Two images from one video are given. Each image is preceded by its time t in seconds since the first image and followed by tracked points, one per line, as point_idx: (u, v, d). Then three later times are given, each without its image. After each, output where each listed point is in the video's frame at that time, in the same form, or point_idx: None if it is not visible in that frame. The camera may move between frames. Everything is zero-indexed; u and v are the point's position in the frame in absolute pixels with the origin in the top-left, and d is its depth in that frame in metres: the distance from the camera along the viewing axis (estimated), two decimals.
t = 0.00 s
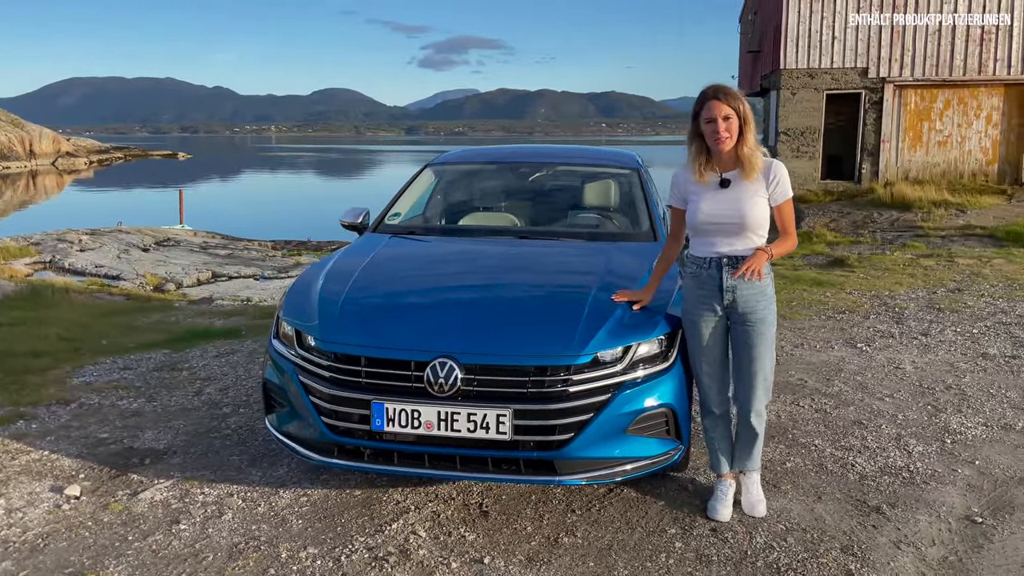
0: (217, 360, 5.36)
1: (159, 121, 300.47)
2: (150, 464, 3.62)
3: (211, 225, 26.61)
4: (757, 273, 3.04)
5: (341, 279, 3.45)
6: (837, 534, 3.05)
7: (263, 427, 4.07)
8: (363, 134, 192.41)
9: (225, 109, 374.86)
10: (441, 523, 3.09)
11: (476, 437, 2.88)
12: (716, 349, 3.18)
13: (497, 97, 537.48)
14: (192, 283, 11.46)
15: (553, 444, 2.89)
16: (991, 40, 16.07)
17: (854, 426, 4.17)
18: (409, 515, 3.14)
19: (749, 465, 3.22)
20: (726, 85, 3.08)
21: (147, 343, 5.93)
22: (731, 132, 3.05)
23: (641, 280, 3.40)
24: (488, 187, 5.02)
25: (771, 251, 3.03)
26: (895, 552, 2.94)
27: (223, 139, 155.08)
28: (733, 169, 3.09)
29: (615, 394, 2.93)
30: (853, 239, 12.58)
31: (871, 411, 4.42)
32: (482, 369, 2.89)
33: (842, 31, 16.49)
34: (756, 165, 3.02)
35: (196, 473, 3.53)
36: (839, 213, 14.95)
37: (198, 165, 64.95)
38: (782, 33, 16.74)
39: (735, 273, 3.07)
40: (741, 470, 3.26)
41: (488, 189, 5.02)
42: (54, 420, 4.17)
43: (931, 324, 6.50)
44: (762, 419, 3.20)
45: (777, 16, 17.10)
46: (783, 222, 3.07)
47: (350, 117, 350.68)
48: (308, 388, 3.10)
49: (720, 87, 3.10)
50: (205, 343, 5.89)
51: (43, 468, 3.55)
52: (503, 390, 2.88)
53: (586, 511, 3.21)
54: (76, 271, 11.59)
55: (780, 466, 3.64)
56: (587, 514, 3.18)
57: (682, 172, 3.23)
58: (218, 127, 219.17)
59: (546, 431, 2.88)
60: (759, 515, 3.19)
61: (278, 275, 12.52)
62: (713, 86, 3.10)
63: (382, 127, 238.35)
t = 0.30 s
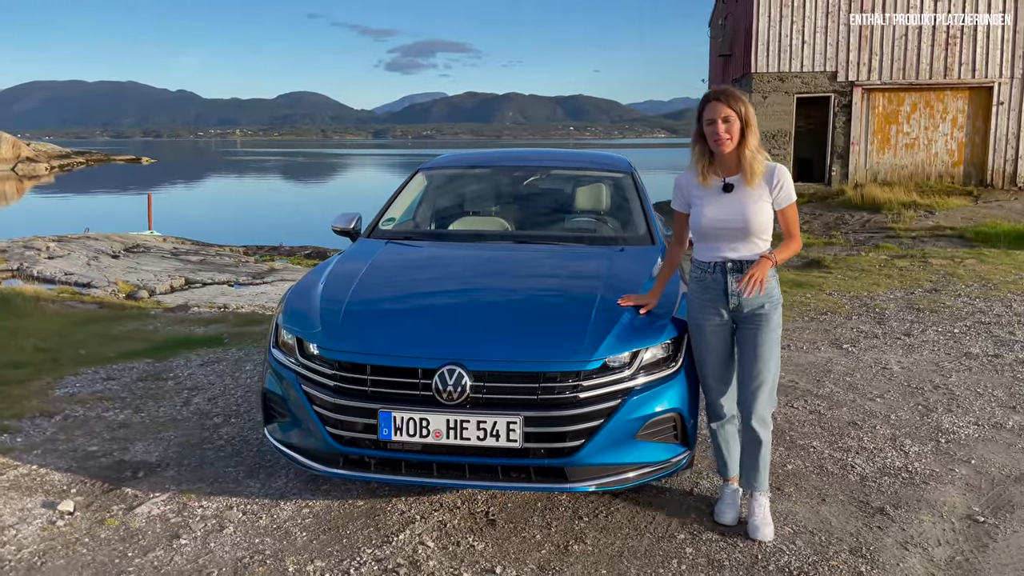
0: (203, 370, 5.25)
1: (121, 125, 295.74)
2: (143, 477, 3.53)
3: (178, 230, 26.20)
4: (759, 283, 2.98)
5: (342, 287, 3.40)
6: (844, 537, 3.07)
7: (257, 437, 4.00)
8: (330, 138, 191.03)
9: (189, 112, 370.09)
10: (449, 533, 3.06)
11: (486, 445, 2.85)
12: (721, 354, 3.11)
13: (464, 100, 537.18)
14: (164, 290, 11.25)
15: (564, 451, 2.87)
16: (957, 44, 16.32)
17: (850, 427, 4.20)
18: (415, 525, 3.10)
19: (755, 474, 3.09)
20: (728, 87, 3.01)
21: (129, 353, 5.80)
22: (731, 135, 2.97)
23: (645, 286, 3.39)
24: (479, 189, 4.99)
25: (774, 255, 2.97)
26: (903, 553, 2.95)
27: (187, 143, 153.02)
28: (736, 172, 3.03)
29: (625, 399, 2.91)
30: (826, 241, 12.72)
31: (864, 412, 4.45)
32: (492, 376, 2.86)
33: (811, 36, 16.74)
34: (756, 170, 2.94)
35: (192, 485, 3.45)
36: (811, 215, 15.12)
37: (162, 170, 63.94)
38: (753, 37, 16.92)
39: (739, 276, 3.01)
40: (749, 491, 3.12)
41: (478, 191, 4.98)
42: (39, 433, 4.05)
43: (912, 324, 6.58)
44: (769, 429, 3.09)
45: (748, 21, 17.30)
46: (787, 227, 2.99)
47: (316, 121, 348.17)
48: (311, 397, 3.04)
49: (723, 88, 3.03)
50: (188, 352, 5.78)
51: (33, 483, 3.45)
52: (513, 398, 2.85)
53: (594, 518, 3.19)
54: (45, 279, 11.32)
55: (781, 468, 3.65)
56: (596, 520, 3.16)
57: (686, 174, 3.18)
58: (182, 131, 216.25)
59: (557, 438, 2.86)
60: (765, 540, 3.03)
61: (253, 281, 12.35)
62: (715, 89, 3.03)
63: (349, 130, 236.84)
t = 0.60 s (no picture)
0: (189, 381, 5.15)
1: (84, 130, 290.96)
2: (137, 494, 3.45)
3: (147, 237, 25.77)
4: (760, 290, 2.88)
5: (342, 296, 3.35)
6: (851, 542, 3.08)
7: (252, 450, 3.93)
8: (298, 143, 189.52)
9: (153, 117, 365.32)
10: (457, 546, 3.02)
11: (495, 457, 2.81)
12: (725, 361, 3.04)
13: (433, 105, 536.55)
14: (138, 298, 11.05)
15: (574, 461, 2.84)
16: (924, 50, 16.59)
17: (845, 431, 4.23)
18: (422, 539, 3.05)
19: (750, 488, 2.98)
20: (730, 97, 2.84)
21: (110, 364, 5.67)
22: (729, 150, 2.86)
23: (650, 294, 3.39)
24: (468, 196, 4.96)
25: (778, 266, 2.87)
26: (909, 558, 2.97)
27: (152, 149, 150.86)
28: (742, 180, 2.91)
29: (634, 408, 2.90)
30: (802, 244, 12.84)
31: (857, 416, 4.48)
32: (501, 387, 2.82)
33: (783, 42, 16.94)
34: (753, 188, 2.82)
35: (189, 501, 3.37)
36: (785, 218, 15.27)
37: (127, 176, 62.88)
38: (726, 43, 17.07)
39: (741, 283, 2.92)
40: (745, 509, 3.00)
41: (471, 198, 4.94)
42: (24, 450, 3.95)
43: (895, 327, 6.66)
44: (768, 442, 2.97)
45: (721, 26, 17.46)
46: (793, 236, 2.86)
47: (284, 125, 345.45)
48: (315, 410, 2.99)
49: (728, 95, 2.86)
50: (172, 362, 5.67)
51: (22, 501, 3.35)
52: (523, 408, 2.82)
53: (601, 528, 3.17)
54: (14, 289, 11.05)
55: (782, 474, 3.66)
56: (604, 530, 3.13)
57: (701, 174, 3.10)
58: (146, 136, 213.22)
59: (567, 449, 2.83)
60: (750, 562, 2.91)
61: (228, 289, 12.19)
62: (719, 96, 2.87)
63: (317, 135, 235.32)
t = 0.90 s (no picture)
0: (178, 389, 5.09)
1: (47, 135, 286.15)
2: (136, 502, 3.42)
3: (117, 244, 25.40)
4: (756, 302, 2.88)
5: (343, 301, 3.35)
6: (852, 540, 3.13)
7: (248, 458, 3.90)
8: (267, 148, 187.91)
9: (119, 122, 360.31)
10: (463, 549, 3.02)
11: (504, 460, 2.82)
12: (725, 365, 3.06)
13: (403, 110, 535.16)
14: (115, 306, 10.91)
15: (582, 463, 2.86)
16: (893, 55, 16.90)
17: (836, 430, 4.29)
18: (429, 543, 3.05)
19: (748, 493, 3.01)
20: (734, 104, 2.86)
21: (94, 372, 5.60)
22: (730, 158, 2.88)
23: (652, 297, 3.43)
24: (458, 200, 4.97)
25: (777, 275, 2.87)
26: (909, 554, 3.02)
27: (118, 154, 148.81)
28: (744, 186, 2.93)
29: (640, 410, 2.92)
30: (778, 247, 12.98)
31: (846, 415, 4.56)
32: (509, 391, 2.83)
33: (756, 47, 17.14)
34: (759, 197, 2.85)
35: (188, 509, 3.34)
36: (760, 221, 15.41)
37: (92, 182, 61.89)
38: (700, 48, 17.24)
39: (741, 288, 2.94)
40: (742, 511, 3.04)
41: (465, 202, 4.95)
42: (15, 459, 3.88)
43: (876, 327, 6.77)
44: (765, 447, 3.00)
45: (694, 32, 17.64)
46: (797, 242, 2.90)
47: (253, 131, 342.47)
48: (321, 415, 2.98)
49: (733, 103, 2.88)
50: (159, 370, 5.60)
51: (18, 512, 3.30)
52: (531, 411, 2.83)
53: (605, 529, 3.18)
54: None
55: (779, 473, 3.71)
56: (608, 531, 3.15)
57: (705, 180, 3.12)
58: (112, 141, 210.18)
59: (575, 451, 2.84)
60: (742, 563, 2.93)
61: (206, 295, 12.08)
62: (723, 104, 2.89)
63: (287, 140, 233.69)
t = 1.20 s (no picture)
0: (173, 395, 5.07)
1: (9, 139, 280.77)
2: (146, 508, 3.42)
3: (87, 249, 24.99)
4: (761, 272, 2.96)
5: (353, 305, 3.39)
6: (855, 534, 3.22)
7: (254, 462, 3.91)
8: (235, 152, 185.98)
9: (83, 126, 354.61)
10: (479, 549, 3.06)
11: (521, 460, 2.87)
12: (734, 367, 3.14)
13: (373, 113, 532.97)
14: (92, 312, 10.77)
15: (597, 462, 2.92)
16: (864, 60, 17.20)
17: (830, 428, 4.40)
18: (444, 543, 3.09)
19: (757, 492, 3.09)
20: (748, 107, 2.97)
21: (86, 379, 5.55)
22: (741, 159, 2.99)
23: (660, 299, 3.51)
24: (457, 202, 5.01)
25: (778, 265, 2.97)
26: (911, 546, 3.12)
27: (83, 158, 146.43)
28: (755, 187, 3.04)
29: (653, 410, 2.99)
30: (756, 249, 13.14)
31: (838, 413, 4.67)
32: (526, 392, 2.88)
33: (730, 52, 17.31)
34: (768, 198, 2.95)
35: (200, 514, 3.35)
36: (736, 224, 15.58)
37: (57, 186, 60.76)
38: (675, 53, 17.34)
39: (749, 291, 3.03)
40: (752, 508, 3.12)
41: (466, 206, 4.99)
42: (17, 468, 3.85)
43: (859, 327, 6.92)
44: (774, 447, 3.09)
45: (670, 36, 17.79)
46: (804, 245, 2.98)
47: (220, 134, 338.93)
48: (338, 419, 3.00)
49: (748, 106, 2.99)
50: (151, 377, 5.56)
51: (27, 520, 3.28)
52: (548, 411, 2.88)
53: (616, 527, 3.24)
54: None
55: (780, 471, 3.80)
56: (619, 529, 3.21)
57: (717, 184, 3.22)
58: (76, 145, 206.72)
59: (590, 450, 2.90)
60: (752, 558, 3.01)
61: (185, 301, 11.96)
62: (738, 106, 3.01)
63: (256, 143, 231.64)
